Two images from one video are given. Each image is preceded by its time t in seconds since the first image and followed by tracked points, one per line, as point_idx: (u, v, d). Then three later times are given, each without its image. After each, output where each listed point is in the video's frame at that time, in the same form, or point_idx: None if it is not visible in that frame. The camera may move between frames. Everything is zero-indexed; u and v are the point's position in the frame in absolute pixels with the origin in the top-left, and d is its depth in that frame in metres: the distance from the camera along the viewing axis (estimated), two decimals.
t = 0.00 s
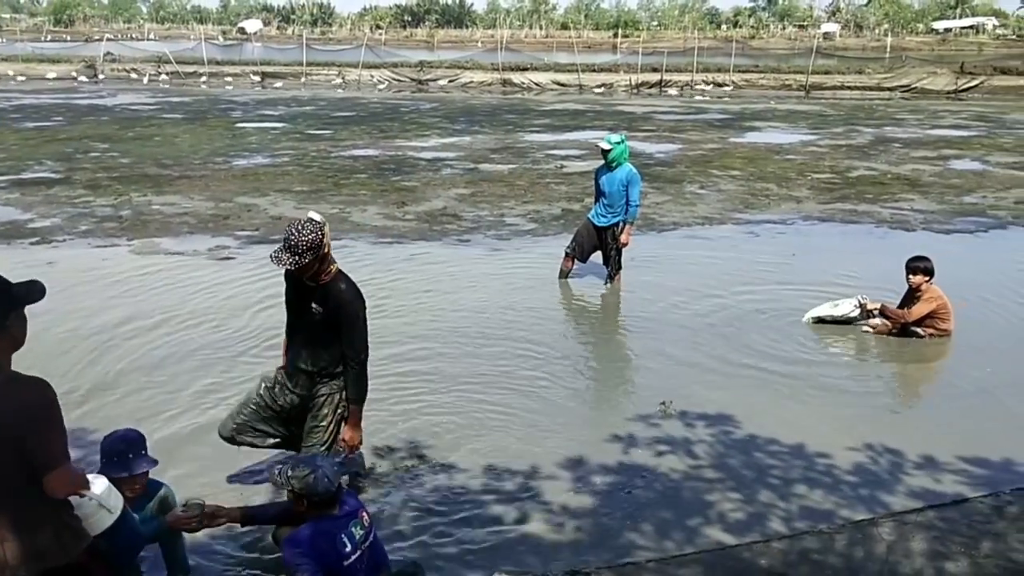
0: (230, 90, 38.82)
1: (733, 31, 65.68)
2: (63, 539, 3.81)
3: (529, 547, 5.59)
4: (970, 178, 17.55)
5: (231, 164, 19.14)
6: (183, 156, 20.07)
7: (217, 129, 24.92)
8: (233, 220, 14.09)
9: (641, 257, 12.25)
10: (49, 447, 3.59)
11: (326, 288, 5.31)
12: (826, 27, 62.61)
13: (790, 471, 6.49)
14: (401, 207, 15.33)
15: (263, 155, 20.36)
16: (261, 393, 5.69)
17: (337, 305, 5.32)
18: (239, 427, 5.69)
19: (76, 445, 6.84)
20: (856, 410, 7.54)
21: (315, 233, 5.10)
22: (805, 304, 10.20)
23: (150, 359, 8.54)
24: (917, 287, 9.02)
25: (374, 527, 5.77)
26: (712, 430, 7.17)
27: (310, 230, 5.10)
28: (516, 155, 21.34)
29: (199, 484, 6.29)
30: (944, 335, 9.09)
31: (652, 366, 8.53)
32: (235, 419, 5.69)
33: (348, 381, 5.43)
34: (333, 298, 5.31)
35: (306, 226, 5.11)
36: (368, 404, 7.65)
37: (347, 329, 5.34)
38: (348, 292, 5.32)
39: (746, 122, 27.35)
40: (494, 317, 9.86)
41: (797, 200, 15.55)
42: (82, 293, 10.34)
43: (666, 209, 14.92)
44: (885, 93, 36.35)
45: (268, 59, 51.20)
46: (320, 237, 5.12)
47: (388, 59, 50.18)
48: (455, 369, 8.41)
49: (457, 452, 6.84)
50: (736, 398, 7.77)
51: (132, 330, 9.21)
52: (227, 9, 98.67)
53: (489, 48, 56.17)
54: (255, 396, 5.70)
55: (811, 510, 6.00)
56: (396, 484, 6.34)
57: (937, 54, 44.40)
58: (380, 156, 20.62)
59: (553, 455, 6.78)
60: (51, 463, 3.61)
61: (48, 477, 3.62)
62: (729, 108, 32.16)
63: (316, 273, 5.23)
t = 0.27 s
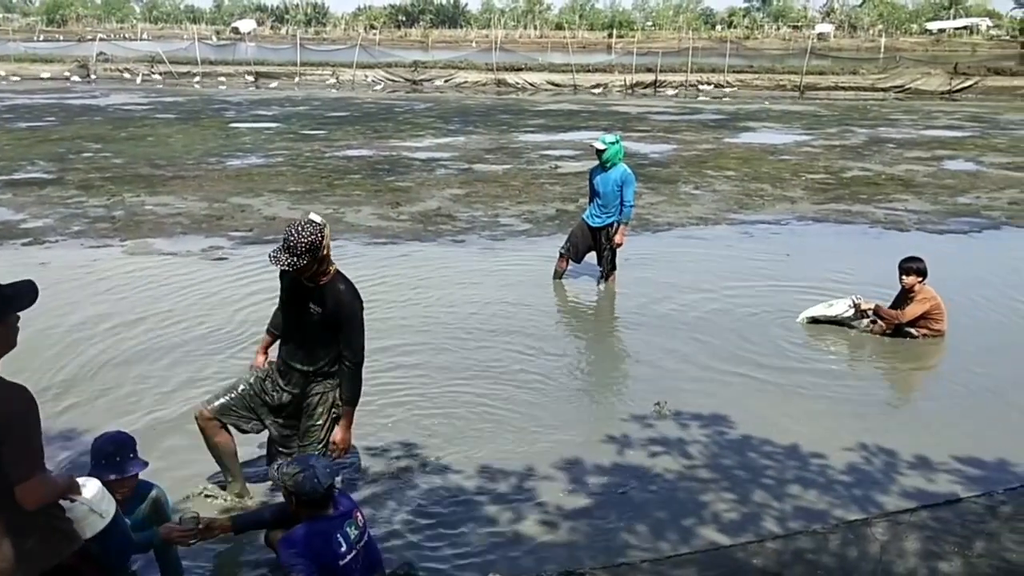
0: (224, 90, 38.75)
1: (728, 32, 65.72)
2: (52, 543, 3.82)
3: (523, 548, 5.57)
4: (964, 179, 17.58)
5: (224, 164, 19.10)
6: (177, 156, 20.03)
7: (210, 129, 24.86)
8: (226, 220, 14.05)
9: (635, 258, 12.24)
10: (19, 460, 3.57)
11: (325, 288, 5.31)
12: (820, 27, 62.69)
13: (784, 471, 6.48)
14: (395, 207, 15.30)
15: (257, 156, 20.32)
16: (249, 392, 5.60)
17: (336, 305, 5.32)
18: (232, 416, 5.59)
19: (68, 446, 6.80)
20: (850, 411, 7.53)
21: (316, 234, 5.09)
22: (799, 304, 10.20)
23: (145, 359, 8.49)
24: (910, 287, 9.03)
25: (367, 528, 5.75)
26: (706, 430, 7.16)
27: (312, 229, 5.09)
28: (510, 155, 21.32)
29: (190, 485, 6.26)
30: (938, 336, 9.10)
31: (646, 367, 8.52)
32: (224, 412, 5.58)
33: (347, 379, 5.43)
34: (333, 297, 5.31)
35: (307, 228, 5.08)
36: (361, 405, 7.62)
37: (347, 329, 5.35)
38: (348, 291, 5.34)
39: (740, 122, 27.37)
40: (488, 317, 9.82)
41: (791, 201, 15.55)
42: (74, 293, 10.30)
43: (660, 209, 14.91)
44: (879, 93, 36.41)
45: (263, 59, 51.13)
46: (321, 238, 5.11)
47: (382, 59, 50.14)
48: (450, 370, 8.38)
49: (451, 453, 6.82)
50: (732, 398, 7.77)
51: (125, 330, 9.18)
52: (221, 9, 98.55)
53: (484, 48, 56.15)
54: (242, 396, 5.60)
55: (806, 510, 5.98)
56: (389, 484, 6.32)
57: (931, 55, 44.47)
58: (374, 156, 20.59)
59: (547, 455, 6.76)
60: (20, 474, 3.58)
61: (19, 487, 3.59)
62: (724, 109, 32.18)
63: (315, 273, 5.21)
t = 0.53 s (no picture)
0: (219, 91, 38.77)
1: (722, 33, 65.88)
2: (45, 545, 3.83)
3: (519, 547, 5.62)
4: (956, 179, 17.67)
5: (220, 165, 19.14)
6: (173, 157, 20.06)
7: (206, 129, 24.89)
8: (223, 221, 14.08)
9: (629, 258, 12.29)
10: (16, 460, 3.59)
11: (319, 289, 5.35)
12: (814, 28, 62.88)
13: (778, 470, 6.54)
14: (391, 208, 15.35)
15: (253, 156, 20.36)
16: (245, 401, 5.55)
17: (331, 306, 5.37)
18: (233, 436, 5.53)
19: (65, 446, 6.83)
20: (843, 410, 7.60)
21: (311, 234, 5.13)
22: (793, 304, 10.27)
23: (142, 359, 8.53)
24: (903, 288, 9.09)
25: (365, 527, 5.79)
26: (701, 430, 7.21)
27: (305, 231, 5.13)
28: (505, 156, 21.38)
29: (188, 485, 6.30)
30: (931, 335, 9.17)
31: (640, 366, 8.58)
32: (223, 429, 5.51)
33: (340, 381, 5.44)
34: (327, 299, 5.36)
35: (304, 228, 5.14)
36: (357, 405, 7.66)
37: (342, 330, 5.40)
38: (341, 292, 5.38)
39: (735, 123, 27.46)
40: (483, 318, 9.86)
41: (785, 201, 15.63)
42: (72, 294, 10.33)
43: (655, 209, 14.98)
44: (873, 94, 36.54)
45: (257, 60, 51.15)
46: (316, 239, 5.16)
47: (377, 60, 50.18)
48: (445, 371, 8.42)
49: (447, 452, 6.86)
50: (725, 398, 7.82)
51: (123, 330, 9.23)
52: (216, 9, 98.56)
53: (479, 49, 56.24)
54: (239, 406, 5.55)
55: (800, 509, 6.04)
56: (386, 484, 6.37)
57: (924, 56, 44.63)
58: (370, 157, 20.63)
59: (543, 455, 6.81)
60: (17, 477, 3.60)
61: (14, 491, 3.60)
62: (718, 109, 32.28)
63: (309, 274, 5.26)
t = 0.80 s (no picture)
0: (218, 88, 38.71)
1: (722, 31, 65.83)
2: (44, 542, 3.79)
3: (520, 545, 5.58)
4: (958, 176, 17.64)
5: (220, 162, 19.10)
6: (172, 154, 20.03)
7: (206, 127, 24.86)
8: (222, 218, 14.05)
9: (631, 255, 12.27)
10: (18, 452, 3.56)
11: (314, 289, 5.28)
12: (815, 26, 62.81)
13: (780, 467, 6.51)
14: (391, 205, 15.32)
15: (253, 153, 20.32)
16: (244, 405, 5.55)
17: (325, 305, 5.29)
18: (232, 444, 5.57)
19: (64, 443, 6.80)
20: (847, 407, 7.56)
21: (303, 232, 5.07)
22: (795, 300, 10.23)
23: (142, 356, 8.50)
24: (906, 284, 9.06)
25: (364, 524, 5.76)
26: (703, 426, 7.18)
27: (296, 229, 5.06)
28: (506, 153, 21.33)
29: (187, 482, 6.26)
30: (933, 332, 9.13)
31: (641, 364, 8.55)
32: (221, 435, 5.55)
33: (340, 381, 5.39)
34: (321, 299, 5.28)
35: (296, 227, 5.07)
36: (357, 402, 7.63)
37: (339, 330, 5.33)
38: (337, 291, 5.30)
39: (735, 121, 27.42)
40: (483, 315, 9.82)
41: (787, 198, 15.59)
42: (72, 290, 10.31)
43: (656, 207, 14.94)
44: (874, 92, 36.49)
45: (257, 57, 51.11)
46: (307, 237, 5.09)
47: (377, 57, 50.14)
48: (444, 368, 8.38)
49: (448, 449, 6.84)
50: (726, 395, 7.79)
51: (124, 327, 9.21)
52: (216, 7, 98.56)
53: (479, 47, 56.18)
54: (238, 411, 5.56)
55: (802, 505, 6.01)
56: (387, 480, 6.34)
57: (925, 54, 44.58)
58: (370, 154, 20.60)
59: (544, 452, 6.79)
60: (17, 470, 3.57)
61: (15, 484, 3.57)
62: (719, 107, 32.23)
63: (303, 272, 5.19)
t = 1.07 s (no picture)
0: (221, 71, 38.62)
1: (726, 23, 65.69)
2: (44, 515, 3.81)
3: (515, 531, 5.61)
4: (960, 174, 17.63)
5: (222, 145, 19.08)
6: (174, 136, 20.01)
7: (208, 110, 24.82)
8: (223, 201, 14.05)
9: (631, 247, 12.28)
10: (21, 424, 3.58)
11: (306, 271, 5.29)
12: (820, 21, 62.68)
13: (776, 459, 6.53)
14: (393, 191, 15.31)
15: (255, 137, 20.31)
16: (238, 388, 5.61)
17: (317, 286, 5.29)
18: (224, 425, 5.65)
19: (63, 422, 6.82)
20: (844, 401, 7.58)
21: (294, 211, 5.10)
22: (795, 295, 10.25)
23: (143, 337, 8.51)
24: (906, 280, 9.08)
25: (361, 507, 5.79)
26: (700, 418, 7.20)
27: (286, 210, 5.10)
28: (508, 142, 21.32)
29: (184, 463, 6.28)
30: (932, 329, 9.15)
31: (639, 355, 8.57)
32: (215, 417, 5.64)
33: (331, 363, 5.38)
34: (313, 279, 5.29)
35: (287, 208, 5.10)
36: (356, 387, 7.65)
37: (331, 311, 5.32)
38: (329, 273, 5.31)
39: (738, 114, 27.39)
40: (483, 303, 9.83)
41: (788, 193, 15.60)
42: (75, 270, 10.33)
43: (657, 198, 14.95)
44: (877, 88, 36.44)
45: (260, 41, 50.99)
46: (297, 217, 5.12)
47: (380, 44, 50.04)
48: (444, 355, 8.38)
49: (446, 435, 6.86)
50: (724, 387, 7.80)
51: (125, 308, 9.23)
52: None
53: (483, 35, 56.06)
54: (231, 393, 5.62)
55: (797, 498, 6.03)
56: (384, 465, 6.36)
57: (929, 50, 44.50)
58: (372, 141, 20.59)
59: (541, 440, 6.81)
60: (20, 443, 3.58)
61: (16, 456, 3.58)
62: (722, 99, 32.20)
63: (294, 253, 5.21)
